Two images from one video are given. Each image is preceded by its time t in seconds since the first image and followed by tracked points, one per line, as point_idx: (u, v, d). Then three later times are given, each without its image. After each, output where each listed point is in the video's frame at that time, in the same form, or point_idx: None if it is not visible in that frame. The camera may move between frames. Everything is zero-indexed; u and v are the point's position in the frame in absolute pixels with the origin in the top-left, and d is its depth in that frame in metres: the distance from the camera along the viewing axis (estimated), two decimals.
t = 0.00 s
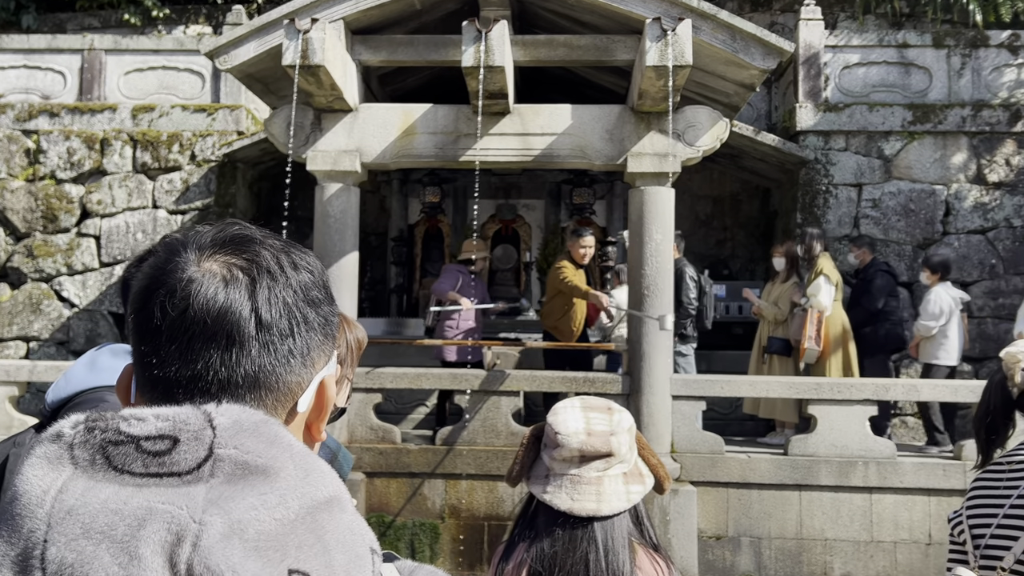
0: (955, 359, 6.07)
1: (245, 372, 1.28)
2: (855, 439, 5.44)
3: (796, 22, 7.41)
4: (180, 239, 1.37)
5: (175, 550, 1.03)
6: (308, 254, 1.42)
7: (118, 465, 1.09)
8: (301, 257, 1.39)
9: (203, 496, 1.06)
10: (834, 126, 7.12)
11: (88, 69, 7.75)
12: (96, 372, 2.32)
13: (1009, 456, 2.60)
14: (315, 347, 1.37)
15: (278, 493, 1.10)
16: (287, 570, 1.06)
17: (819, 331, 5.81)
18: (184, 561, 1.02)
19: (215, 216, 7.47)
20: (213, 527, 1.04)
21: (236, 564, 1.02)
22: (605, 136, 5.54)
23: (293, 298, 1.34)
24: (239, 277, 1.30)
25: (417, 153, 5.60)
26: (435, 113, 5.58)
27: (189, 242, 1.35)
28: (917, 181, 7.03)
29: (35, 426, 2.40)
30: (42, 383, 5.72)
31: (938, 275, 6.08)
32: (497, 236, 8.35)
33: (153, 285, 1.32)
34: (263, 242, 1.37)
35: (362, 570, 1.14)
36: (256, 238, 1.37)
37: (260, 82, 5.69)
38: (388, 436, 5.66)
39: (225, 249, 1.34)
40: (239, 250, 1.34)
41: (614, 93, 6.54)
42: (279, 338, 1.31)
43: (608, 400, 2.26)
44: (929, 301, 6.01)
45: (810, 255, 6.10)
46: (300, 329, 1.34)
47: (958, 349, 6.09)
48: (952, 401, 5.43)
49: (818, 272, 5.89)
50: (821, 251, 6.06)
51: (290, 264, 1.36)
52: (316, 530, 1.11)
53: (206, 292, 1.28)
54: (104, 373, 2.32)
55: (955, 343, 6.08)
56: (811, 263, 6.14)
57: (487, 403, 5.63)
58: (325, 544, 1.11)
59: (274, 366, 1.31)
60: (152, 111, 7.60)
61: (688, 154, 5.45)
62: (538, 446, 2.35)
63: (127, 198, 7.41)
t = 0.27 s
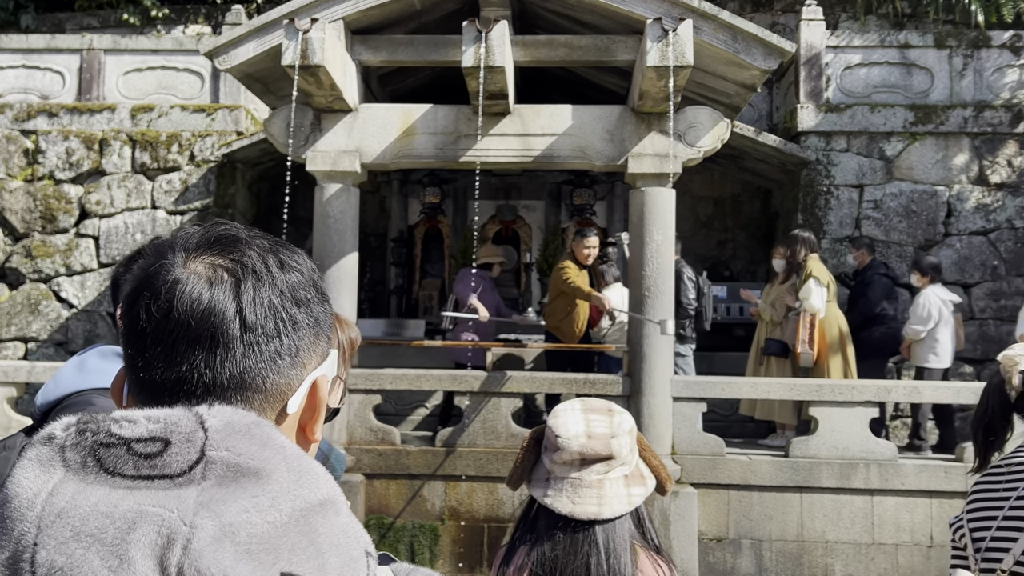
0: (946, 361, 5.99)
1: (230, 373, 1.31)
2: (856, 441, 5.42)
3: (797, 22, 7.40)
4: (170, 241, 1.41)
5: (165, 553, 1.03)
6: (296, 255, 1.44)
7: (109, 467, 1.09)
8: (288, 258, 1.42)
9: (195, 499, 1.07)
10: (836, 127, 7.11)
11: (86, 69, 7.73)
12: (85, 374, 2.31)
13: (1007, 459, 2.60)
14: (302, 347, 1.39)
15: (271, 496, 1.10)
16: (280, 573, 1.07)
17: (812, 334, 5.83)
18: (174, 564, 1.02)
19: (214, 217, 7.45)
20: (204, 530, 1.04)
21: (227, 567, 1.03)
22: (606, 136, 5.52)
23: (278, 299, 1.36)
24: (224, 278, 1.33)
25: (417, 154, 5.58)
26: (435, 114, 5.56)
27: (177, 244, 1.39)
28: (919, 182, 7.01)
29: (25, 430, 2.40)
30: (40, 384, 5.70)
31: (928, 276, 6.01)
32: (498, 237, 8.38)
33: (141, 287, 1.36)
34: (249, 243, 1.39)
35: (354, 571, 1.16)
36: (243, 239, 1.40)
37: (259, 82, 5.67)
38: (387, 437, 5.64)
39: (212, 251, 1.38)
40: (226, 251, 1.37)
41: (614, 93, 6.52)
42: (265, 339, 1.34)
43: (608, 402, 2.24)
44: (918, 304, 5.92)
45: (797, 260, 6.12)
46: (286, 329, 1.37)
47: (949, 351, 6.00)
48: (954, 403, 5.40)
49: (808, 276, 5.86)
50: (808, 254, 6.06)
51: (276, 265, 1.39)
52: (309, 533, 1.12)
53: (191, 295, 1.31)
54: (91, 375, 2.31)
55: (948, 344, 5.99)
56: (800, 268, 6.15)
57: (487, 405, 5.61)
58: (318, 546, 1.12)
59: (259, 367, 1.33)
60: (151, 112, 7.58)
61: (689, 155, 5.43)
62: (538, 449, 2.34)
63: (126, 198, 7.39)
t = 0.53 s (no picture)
0: (938, 362, 5.99)
1: (217, 376, 1.29)
2: (856, 442, 5.40)
3: (797, 23, 7.38)
4: (157, 241, 1.39)
5: (159, 556, 1.03)
6: (286, 255, 1.42)
7: (101, 470, 1.09)
8: (277, 258, 1.40)
9: (188, 501, 1.07)
10: (836, 128, 7.09)
11: (84, 70, 7.71)
12: (73, 377, 2.30)
13: (1008, 461, 2.64)
14: (292, 349, 1.37)
15: (265, 498, 1.10)
16: None
17: (806, 336, 5.81)
18: (168, 567, 1.02)
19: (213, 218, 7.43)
20: (198, 533, 1.04)
21: (221, 570, 1.03)
22: (605, 137, 5.50)
23: (266, 301, 1.35)
24: (211, 280, 1.32)
25: (416, 155, 5.55)
26: (434, 115, 5.55)
27: (165, 245, 1.38)
28: (919, 183, 6.99)
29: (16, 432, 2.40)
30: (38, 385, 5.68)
31: (916, 279, 6.02)
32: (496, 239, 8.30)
33: (128, 289, 1.35)
34: (238, 243, 1.38)
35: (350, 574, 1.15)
36: (231, 239, 1.38)
37: (257, 83, 5.66)
38: (386, 439, 5.62)
39: (200, 251, 1.36)
40: (213, 252, 1.36)
41: (614, 94, 6.51)
42: (253, 341, 1.32)
43: (610, 404, 2.22)
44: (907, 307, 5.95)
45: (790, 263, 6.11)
46: (275, 331, 1.35)
47: (940, 353, 6.00)
48: (955, 404, 5.38)
49: (801, 278, 5.83)
50: (800, 256, 6.04)
51: (264, 266, 1.37)
52: (304, 535, 1.11)
53: (178, 296, 1.30)
54: (78, 378, 2.29)
55: (937, 347, 5.99)
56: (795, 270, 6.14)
57: (486, 406, 5.59)
58: (313, 548, 1.11)
59: (247, 369, 1.32)
60: (149, 112, 7.56)
61: (689, 155, 5.40)
62: (538, 452, 2.31)
63: (124, 199, 7.37)
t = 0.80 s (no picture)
0: (934, 363, 5.99)
1: (206, 379, 1.27)
2: (856, 444, 5.38)
3: (797, 23, 7.37)
4: (145, 244, 1.38)
5: (152, 561, 1.01)
6: (275, 258, 1.41)
7: (93, 474, 1.07)
8: (267, 260, 1.39)
9: (181, 505, 1.05)
10: (835, 128, 7.08)
11: (82, 71, 7.69)
12: (64, 381, 2.28)
13: (1006, 463, 2.63)
14: (283, 352, 1.36)
15: (258, 501, 1.08)
16: None
17: (804, 337, 5.84)
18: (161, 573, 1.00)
19: (210, 219, 7.41)
20: (191, 537, 1.02)
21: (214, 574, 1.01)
22: (604, 137, 5.49)
23: (256, 303, 1.33)
24: (200, 282, 1.30)
25: (414, 156, 5.53)
26: (432, 115, 5.53)
27: (153, 247, 1.36)
28: (919, 184, 6.98)
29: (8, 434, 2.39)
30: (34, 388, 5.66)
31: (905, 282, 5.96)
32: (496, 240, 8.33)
33: (116, 293, 1.33)
34: (227, 245, 1.37)
35: None
36: (220, 242, 1.37)
37: (255, 84, 5.64)
38: (384, 441, 5.60)
39: (189, 254, 1.35)
40: (202, 254, 1.34)
41: (613, 95, 6.49)
42: (242, 344, 1.31)
43: (609, 407, 2.20)
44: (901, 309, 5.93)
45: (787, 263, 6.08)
46: (264, 334, 1.33)
47: (937, 353, 6.00)
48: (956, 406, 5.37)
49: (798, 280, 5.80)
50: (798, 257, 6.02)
51: (253, 268, 1.35)
52: (298, 539, 1.10)
53: (166, 299, 1.28)
54: (69, 381, 2.28)
55: (933, 347, 5.99)
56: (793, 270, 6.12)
57: (485, 408, 5.57)
58: (306, 552, 1.10)
59: (237, 373, 1.30)
60: (146, 113, 7.54)
61: (688, 156, 5.39)
62: (537, 455, 2.29)
63: (121, 201, 7.35)
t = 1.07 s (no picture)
0: (933, 362, 5.99)
1: (202, 382, 1.26)
2: (856, 445, 5.36)
3: (796, 23, 7.35)
4: (140, 247, 1.36)
5: (148, 562, 1.00)
6: (271, 259, 1.39)
7: (89, 476, 1.05)
8: (262, 262, 1.37)
9: (177, 507, 1.03)
10: (835, 128, 7.06)
11: (78, 72, 7.67)
12: (58, 383, 2.27)
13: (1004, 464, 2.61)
14: (279, 354, 1.34)
15: (255, 503, 1.07)
16: None
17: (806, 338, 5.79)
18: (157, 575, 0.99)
19: (208, 220, 7.39)
20: (187, 539, 1.01)
21: None
22: (603, 138, 5.47)
23: (253, 305, 1.31)
24: (196, 284, 1.29)
25: (412, 156, 5.51)
26: (431, 115, 5.51)
27: (148, 250, 1.34)
28: (919, 184, 6.96)
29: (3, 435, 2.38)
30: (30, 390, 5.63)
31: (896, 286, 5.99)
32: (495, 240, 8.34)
33: (111, 295, 1.31)
34: (222, 247, 1.35)
35: None
36: (216, 244, 1.35)
37: (252, 84, 5.62)
38: (383, 443, 5.58)
39: (184, 256, 1.33)
40: (197, 256, 1.32)
41: (612, 95, 6.47)
42: (238, 346, 1.29)
43: (606, 409, 2.17)
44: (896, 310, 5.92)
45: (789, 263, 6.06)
46: (261, 336, 1.31)
47: (935, 352, 6.00)
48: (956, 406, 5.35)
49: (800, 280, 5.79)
50: (800, 256, 6.00)
51: (249, 269, 1.34)
52: (294, 541, 1.08)
53: (161, 302, 1.26)
54: (63, 384, 2.26)
55: (931, 347, 5.99)
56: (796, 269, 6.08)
57: (483, 410, 5.55)
58: (303, 554, 1.08)
59: (233, 376, 1.28)
60: (143, 114, 7.52)
61: (687, 156, 5.37)
62: (535, 457, 2.27)
63: (118, 202, 7.33)
